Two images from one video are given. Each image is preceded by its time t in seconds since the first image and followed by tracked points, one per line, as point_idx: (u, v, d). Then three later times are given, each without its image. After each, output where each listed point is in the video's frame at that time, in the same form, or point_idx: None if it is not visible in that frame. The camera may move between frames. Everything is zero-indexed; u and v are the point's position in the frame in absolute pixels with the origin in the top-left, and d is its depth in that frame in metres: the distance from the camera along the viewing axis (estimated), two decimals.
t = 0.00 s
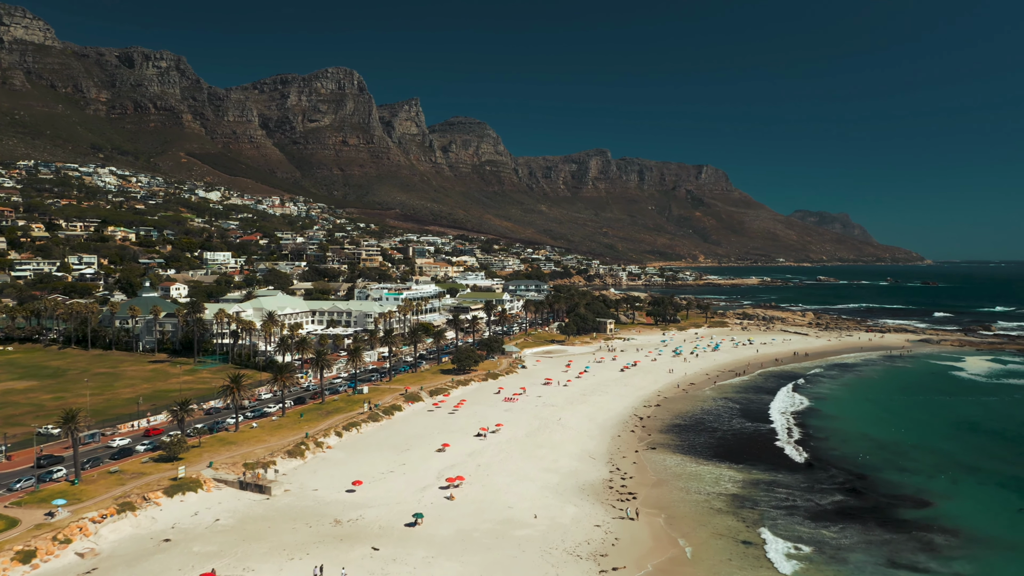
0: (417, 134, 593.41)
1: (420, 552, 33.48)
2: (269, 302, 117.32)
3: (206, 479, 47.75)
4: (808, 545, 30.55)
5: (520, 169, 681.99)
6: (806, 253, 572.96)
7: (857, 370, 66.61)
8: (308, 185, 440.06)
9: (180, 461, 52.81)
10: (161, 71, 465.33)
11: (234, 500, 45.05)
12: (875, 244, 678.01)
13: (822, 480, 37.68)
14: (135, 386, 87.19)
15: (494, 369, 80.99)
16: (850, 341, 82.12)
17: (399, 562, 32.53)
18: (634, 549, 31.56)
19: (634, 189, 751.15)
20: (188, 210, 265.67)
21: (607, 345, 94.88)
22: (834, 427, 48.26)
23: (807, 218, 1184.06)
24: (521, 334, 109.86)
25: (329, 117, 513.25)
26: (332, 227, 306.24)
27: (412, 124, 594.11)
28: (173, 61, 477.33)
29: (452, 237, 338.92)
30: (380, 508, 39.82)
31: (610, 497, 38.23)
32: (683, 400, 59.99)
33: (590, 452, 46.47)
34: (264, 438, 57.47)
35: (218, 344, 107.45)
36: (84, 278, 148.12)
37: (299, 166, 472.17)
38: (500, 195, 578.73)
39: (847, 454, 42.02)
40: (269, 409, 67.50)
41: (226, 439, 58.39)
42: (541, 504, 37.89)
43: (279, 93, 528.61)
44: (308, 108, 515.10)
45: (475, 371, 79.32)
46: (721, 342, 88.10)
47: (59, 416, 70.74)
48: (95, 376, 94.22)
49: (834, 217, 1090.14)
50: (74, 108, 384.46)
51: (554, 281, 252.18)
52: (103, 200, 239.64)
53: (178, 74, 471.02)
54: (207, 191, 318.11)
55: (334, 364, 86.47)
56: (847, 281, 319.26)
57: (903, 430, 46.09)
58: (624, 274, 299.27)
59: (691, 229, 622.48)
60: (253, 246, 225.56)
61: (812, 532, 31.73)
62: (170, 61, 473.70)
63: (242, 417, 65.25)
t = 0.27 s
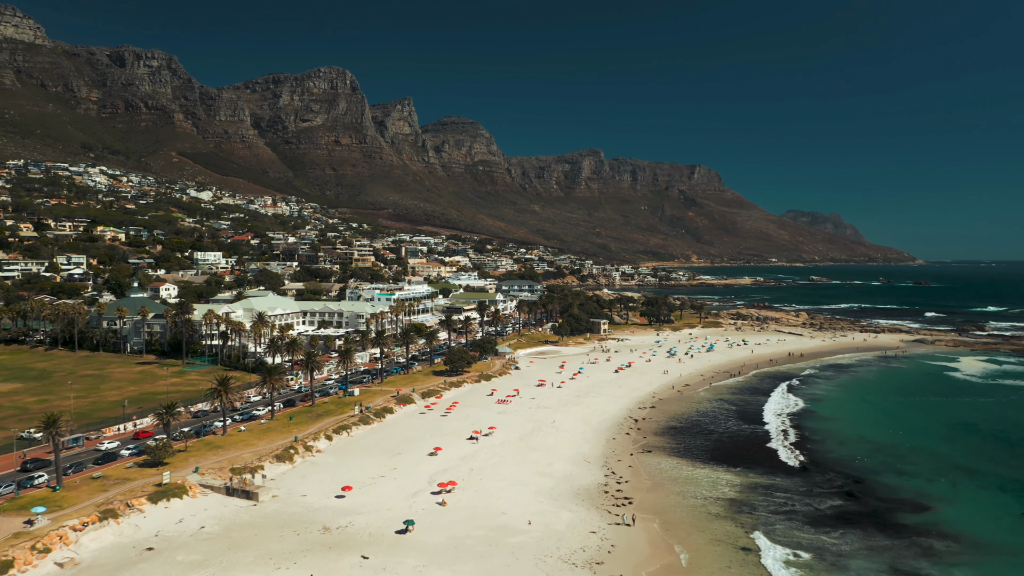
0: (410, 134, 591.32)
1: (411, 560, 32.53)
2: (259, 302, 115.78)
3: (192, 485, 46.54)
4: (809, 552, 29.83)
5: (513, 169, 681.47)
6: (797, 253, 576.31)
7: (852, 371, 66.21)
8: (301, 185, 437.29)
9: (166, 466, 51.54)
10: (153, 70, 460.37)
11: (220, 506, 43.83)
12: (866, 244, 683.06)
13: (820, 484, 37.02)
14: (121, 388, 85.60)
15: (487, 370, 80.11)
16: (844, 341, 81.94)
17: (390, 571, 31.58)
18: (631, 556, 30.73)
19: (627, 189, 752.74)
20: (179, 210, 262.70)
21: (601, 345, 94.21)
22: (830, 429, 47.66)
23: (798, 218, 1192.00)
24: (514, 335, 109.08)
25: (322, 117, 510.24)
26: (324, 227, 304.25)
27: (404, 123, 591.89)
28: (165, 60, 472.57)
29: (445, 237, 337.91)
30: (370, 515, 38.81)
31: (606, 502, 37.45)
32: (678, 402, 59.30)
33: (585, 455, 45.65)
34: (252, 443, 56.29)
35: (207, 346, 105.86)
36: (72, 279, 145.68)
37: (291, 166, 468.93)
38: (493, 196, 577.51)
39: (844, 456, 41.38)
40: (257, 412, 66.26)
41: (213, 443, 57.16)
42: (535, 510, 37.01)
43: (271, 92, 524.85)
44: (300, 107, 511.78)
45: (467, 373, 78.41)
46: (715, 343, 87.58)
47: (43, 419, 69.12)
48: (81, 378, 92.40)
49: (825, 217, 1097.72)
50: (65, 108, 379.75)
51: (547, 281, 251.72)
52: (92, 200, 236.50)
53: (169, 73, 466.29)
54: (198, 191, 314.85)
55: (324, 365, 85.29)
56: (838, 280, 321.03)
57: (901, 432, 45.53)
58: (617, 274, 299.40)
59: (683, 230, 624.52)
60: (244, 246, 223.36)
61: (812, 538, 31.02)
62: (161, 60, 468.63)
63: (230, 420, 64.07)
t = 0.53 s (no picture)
0: (400, 134, 588.08)
1: (398, 572, 31.23)
2: (245, 304, 113.64)
3: (171, 493, 44.87)
4: (809, 561, 28.87)
5: (503, 169, 680.52)
6: (786, 253, 580.33)
7: (846, 372, 65.70)
8: (290, 185, 433.33)
9: (144, 474, 49.73)
10: (141, 69, 453.78)
11: (200, 516, 42.23)
12: (854, 244, 689.23)
13: (818, 489, 36.21)
14: (102, 391, 83.38)
15: (477, 372, 78.94)
16: (836, 342, 81.66)
17: None
18: (626, 566, 29.68)
19: (617, 189, 754.34)
20: (166, 210, 258.82)
21: (593, 346, 93.26)
22: (826, 431, 46.95)
23: (787, 219, 1200.75)
24: (504, 336, 107.95)
25: (311, 117, 506.05)
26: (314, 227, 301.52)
27: (394, 123, 588.71)
28: (153, 58, 466.30)
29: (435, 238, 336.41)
30: (355, 524, 37.43)
31: (599, 509, 36.36)
32: (671, 404, 58.42)
33: (577, 460, 44.54)
34: (235, 448, 54.63)
35: (191, 348, 103.65)
36: (55, 279, 142.31)
37: (280, 165, 464.40)
38: (483, 196, 575.96)
39: (841, 460, 40.64)
40: (241, 416, 64.52)
41: (195, 449, 55.46)
42: (527, 518, 35.90)
43: (260, 91, 519.77)
44: (289, 107, 507.21)
45: (457, 375, 77.16)
46: (708, 344, 86.90)
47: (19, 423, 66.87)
48: (62, 381, 90.01)
49: (814, 218, 1106.71)
50: (51, 107, 373.53)
51: (538, 282, 251.08)
52: (78, 199, 232.28)
53: (157, 72, 459.93)
54: (186, 191, 310.61)
55: (311, 368, 83.57)
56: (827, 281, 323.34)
57: (897, 434, 44.89)
58: (608, 274, 299.54)
59: (673, 230, 626.75)
60: (231, 246, 220.31)
61: (812, 547, 30.14)
62: (148, 58, 462.26)
63: (212, 425, 62.30)
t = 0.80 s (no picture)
0: (393, 134, 585.33)
1: None
2: (235, 304, 112.24)
3: (155, 500, 43.62)
4: (808, 569, 28.16)
5: (496, 169, 679.57)
6: (778, 253, 583.15)
7: (841, 373, 65.30)
8: (282, 185, 430.16)
9: (128, 480, 48.33)
10: (132, 68, 449.36)
11: (184, 523, 41.05)
12: (845, 245, 693.57)
13: (816, 494, 35.54)
14: (88, 394, 81.75)
15: (469, 374, 77.98)
16: (831, 343, 81.38)
17: None
18: None
19: (610, 189, 755.30)
20: (157, 210, 256.00)
21: (586, 348, 92.54)
22: (822, 433, 46.37)
23: (779, 219, 1206.69)
24: (497, 336, 107.03)
25: (303, 116, 502.83)
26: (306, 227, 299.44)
27: (387, 123, 586.22)
28: (144, 58, 461.83)
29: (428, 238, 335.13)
30: (344, 533, 36.38)
31: (594, 515, 35.59)
32: (666, 406, 57.70)
33: (572, 464, 43.71)
34: (222, 453, 53.45)
35: (179, 349, 102.10)
36: (43, 280, 139.59)
37: (272, 165, 460.94)
38: (476, 196, 574.96)
39: (838, 463, 40.06)
40: (229, 420, 63.26)
41: (181, 453, 54.19)
42: (520, 525, 35.05)
43: (252, 91, 515.89)
44: (281, 107, 503.72)
45: (449, 377, 76.21)
46: (702, 345, 86.35)
47: None
48: (47, 383, 88.26)
49: (806, 219, 1112.63)
50: (41, 106, 369.73)
51: (530, 282, 250.80)
52: (67, 199, 229.27)
53: (149, 71, 453.97)
54: (177, 191, 307.47)
55: (300, 370, 82.37)
56: (819, 281, 324.88)
57: (895, 436, 44.36)
58: (601, 274, 299.72)
59: (666, 230, 628.32)
60: (222, 246, 218.16)
61: (811, 554, 29.43)
62: (139, 58, 457.37)
63: (199, 429, 61.07)
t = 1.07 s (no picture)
0: (384, 134, 581.70)
1: None
2: (222, 305, 110.40)
3: (135, 508, 42.12)
4: None
5: (488, 169, 678.40)
6: (769, 254, 586.37)
7: (835, 374, 64.78)
8: (272, 185, 426.39)
9: (107, 487, 46.66)
10: (121, 67, 443.89)
11: (165, 533, 39.60)
12: (835, 245, 698.55)
13: (812, 499, 34.83)
14: (70, 397, 79.74)
15: (461, 376, 76.84)
16: (823, 343, 81.18)
17: None
18: None
19: (601, 190, 756.28)
20: (145, 210, 252.47)
21: (578, 348, 91.70)
22: (817, 435, 45.78)
23: (769, 219, 1214.52)
24: (488, 337, 105.96)
25: (293, 116, 498.73)
26: (296, 227, 296.82)
27: (378, 123, 582.88)
28: (133, 57, 456.07)
29: (418, 238, 333.48)
30: (330, 542, 35.19)
31: (589, 521, 34.62)
32: (661, 408, 56.92)
33: (564, 468, 42.77)
34: (206, 458, 51.99)
35: (165, 351, 100.05)
36: (28, 279, 136.97)
37: (263, 165, 456.19)
38: (468, 196, 573.15)
39: (834, 467, 39.38)
40: (214, 424, 61.77)
41: (163, 459, 52.66)
42: (512, 533, 34.03)
43: (242, 90, 510.78)
44: (272, 107, 499.43)
45: (440, 379, 75.11)
46: (695, 346, 85.73)
47: None
48: (28, 386, 85.99)
49: (796, 219, 1119.34)
50: (28, 105, 364.57)
51: (522, 282, 250.05)
52: (54, 199, 225.49)
53: (138, 71, 449.49)
54: (166, 190, 303.49)
55: (288, 371, 80.92)
56: (809, 281, 326.70)
57: (891, 438, 43.80)
58: (592, 274, 299.59)
59: (657, 230, 629.87)
60: (211, 246, 215.29)
61: (811, 562, 28.64)
62: (128, 57, 451.71)
63: (183, 433, 59.55)
